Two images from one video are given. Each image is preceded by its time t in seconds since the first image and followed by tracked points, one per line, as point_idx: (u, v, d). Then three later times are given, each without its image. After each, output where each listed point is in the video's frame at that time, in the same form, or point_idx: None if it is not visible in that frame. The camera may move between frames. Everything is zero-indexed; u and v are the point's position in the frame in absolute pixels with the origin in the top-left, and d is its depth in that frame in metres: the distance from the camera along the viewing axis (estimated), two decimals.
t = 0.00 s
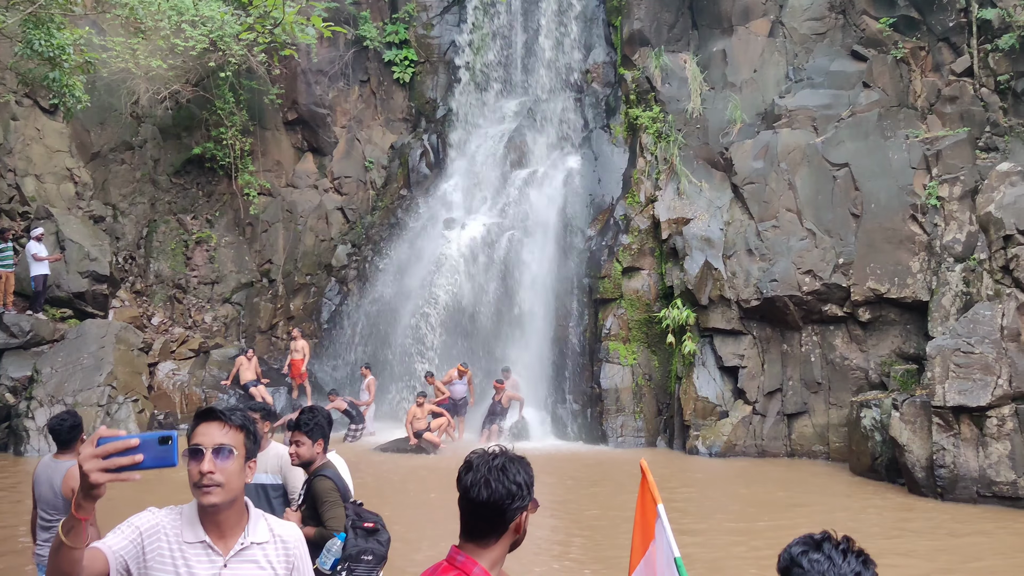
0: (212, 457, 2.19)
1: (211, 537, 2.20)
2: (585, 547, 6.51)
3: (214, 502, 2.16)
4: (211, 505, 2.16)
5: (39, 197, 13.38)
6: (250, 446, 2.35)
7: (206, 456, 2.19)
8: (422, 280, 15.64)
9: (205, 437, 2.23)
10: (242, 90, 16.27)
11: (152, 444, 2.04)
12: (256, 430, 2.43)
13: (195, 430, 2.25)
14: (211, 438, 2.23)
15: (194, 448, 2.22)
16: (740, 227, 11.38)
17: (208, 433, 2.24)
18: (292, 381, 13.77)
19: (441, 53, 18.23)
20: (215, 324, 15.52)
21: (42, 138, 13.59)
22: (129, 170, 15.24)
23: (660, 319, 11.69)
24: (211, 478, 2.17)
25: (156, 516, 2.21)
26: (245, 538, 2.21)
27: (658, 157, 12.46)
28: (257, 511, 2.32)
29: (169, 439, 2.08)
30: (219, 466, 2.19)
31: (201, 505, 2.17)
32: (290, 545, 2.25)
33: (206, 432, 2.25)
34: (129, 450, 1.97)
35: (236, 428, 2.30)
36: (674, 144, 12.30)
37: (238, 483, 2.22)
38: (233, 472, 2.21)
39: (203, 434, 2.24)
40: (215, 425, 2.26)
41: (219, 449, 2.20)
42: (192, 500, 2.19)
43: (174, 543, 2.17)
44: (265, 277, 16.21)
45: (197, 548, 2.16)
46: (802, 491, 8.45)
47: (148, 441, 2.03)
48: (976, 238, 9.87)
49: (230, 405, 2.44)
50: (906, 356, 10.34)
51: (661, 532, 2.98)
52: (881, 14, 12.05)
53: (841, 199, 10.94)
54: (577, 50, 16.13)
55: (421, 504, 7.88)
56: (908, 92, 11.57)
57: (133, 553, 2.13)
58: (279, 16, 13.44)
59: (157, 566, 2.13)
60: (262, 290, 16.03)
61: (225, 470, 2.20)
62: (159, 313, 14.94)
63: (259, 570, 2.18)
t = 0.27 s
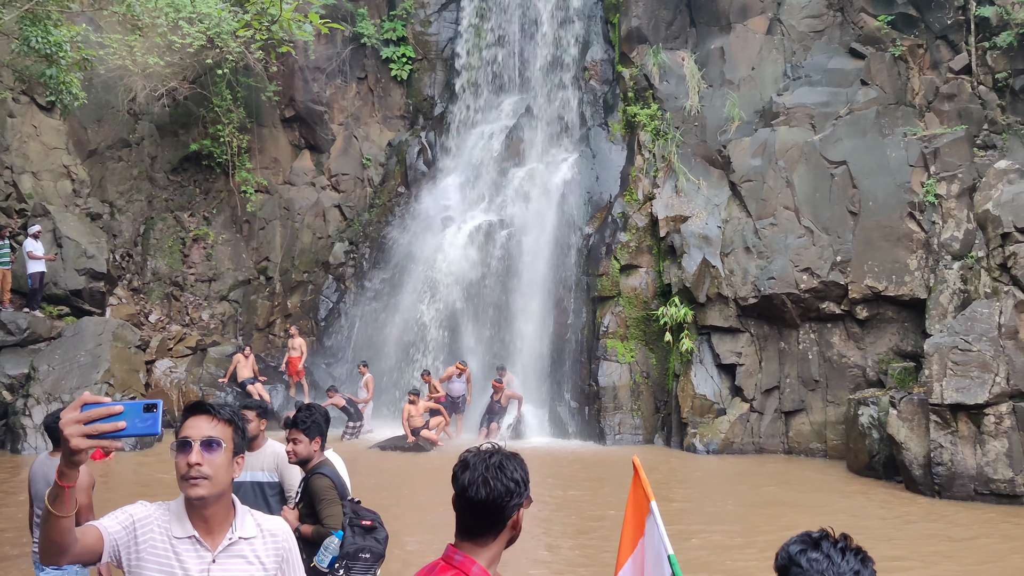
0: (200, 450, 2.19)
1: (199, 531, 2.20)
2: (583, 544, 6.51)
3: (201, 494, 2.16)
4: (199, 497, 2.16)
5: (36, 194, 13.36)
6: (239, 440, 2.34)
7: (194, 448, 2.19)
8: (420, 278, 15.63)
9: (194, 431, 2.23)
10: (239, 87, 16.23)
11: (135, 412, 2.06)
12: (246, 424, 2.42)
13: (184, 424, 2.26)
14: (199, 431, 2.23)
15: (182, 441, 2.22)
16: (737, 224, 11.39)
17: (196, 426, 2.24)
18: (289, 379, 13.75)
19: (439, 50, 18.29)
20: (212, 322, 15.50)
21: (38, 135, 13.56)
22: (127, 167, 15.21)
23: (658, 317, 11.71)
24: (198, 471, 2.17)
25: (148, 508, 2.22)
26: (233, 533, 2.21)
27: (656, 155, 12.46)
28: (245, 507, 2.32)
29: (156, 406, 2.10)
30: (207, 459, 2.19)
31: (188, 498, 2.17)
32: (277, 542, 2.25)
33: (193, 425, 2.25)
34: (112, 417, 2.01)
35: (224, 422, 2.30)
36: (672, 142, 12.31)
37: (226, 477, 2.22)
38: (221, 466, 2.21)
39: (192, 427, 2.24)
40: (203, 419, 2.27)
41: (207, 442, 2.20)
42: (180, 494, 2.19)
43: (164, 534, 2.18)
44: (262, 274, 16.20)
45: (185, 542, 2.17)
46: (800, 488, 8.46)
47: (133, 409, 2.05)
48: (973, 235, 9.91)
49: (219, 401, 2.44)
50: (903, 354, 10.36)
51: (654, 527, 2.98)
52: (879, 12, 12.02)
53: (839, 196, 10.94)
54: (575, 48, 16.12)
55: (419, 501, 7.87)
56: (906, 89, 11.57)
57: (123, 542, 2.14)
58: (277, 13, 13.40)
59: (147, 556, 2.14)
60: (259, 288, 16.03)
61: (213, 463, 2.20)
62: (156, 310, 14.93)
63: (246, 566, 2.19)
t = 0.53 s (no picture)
0: (197, 444, 2.18)
1: (194, 525, 2.20)
2: (580, 540, 6.53)
3: (197, 488, 2.15)
4: (195, 491, 2.15)
5: (32, 190, 13.29)
6: (233, 435, 2.34)
7: (190, 442, 2.17)
8: (416, 274, 15.64)
9: (190, 424, 2.22)
10: (236, 83, 16.17)
11: (134, 402, 2.08)
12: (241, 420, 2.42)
13: (180, 417, 2.24)
14: (196, 425, 2.22)
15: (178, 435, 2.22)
16: (735, 221, 11.40)
17: (192, 419, 2.24)
18: (287, 375, 13.74)
19: (436, 46, 18.15)
20: (209, 318, 15.50)
21: (35, 131, 13.51)
22: (123, 163, 15.16)
23: (655, 314, 11.73)
24: (195, 464, 2.17)
25: (143, 500, 2.22)
26: (228, 527, 2.21)
27: (653, 151, 12.47)
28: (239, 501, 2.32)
29: (152, 398, 2.14)
30: (203, 453, 2.19)
31: (184, 491, 2.16)
32: (273, 535, 2.26)
33: (189, 419, 2.25)
34: (111, 407, 1.99)
35: (220, 416, 2.29)
36: (669, 139, 12.31)
37: (222, 471, 2.22)
38: (217, 460, 2.21)
39: (188, 420, 2.23)
40: (199, 413, 2.26)
41: (204, 435, 2.19)
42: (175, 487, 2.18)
43: (161, 527, 2.18)
44: (259, 270, 16.18)
45: (181, 536, 2.17)
46: (796, 484, 8.49)
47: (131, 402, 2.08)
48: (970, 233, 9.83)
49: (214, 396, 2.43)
50: (900, 351, 10.38)
51: (648, 519, 2.96)
52: (876, 9, 12.00)
53: (836, 193, 10.95)
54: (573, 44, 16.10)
55: (416, 498, 7.88)
56: (903, 87, 11.56)
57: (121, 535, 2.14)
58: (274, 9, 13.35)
59: (145, 547, 2.14)
60: (256, 284, 16.09)
61: (210, 457, 2.19)
62: (154, 306, 14.92)
63: (241, 560, 2.19)
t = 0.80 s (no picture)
0: (199, 448, 2.18)
1: (194, 522, 2.20)
2: (576, 538, 6.54)
3: (198, 491, 2.15)
4: (196, 493, 2.15)
5: (27, 186, 13.22)
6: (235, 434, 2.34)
7: (193, 445, 2.17)
8: (412, 271, 15.62)
9: (192, 427, 2.21)
10: (232, 80, 16.12)
11: (152, 447, 1.90)
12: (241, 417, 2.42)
13: (181, 419, 2.23)
14: (198, 428, 2.21)
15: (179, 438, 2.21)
16: (731, 219, 11.42)
17: (193, 422, 2.23)
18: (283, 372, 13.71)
19: (433, 43, 18.12)
20: (204, 315, 15.48)
21: (30, 127, 13.44)
22: (119, 160, 15.10)
23: (651, 312, 11.73)
24: (197, 468, 2.16)
25: (142, 500, 2.21)
26: (227, 524, 2.21)
27: (650, 149, 12.46)
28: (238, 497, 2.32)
29: (170, 442, 1.94)
30: (205, 456, 2.18)
31: (185, 493, 2.16)
32: (272, 530, 2.26)
33: (190, 421, 2.24)
34: (127, 450, 1.82)
35: (221, 417, 2.29)
36: (666, 136, 12.31)
37: (222, 472, 2.22)
38: (218, 462, 2.21)
39: (190, 422, 2.23)
40: (201, 414, 2.25)
41: (206, 439, 2.18)
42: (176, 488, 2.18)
43: (159, 526, 2.18)
44: (255, 267, 16.16)
45: (179, 533, 2.17)
46: (792, 482, 8.52)
47: (146, 446, 1.89)
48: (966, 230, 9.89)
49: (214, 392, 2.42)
50: (895, 349, 10.40)
51: (644, 512, 2.96)
52: (873, 7, 12.03)
53: (832, 192, 10.97)
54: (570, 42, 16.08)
55: (412, 495, 7.89)
56: (899, 85, 11.58)
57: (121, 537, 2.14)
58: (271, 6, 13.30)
59: (145, 548, 2.15)
60: (252, 281, 16.06)
61: (211, 460, 2.19)
62: (149, 304, 14.89)
63: (241, 555, 2.19)
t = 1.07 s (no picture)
0: (185, 463, 2.19)
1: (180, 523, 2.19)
2: (570, 536, 6.55)
3: (187, 503, 2.17)
4: (184, 505, 2.17)
5: (18, 183, 13.17)
6: (220, 439, 2.34)
7: (180, 461, 2.19)
8: (406, 269, 15.56)
9: (175, 440, 2.22)
10: (225, 77, 16.08)
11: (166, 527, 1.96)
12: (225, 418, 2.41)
13: (165, 434, 2.23)
14: (182, 441, 2.22)
15: (164, 451, 2.21)
16: (724, 218, 11.45)
17: (176, 438, 2.22)
18: (276, 371, 13.68)
19: (427, 41, 18.10)
20: (197, 313, 15.44)
21: (22, 124, 13.42)
22: (111, 157, 15.06)
23: (645, 310, 11.74)
24: (183, 482, 2.18)
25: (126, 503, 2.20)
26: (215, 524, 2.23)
27: (644, 148, 12.46)
28: (228, 495, 2.34)
29: (186, 523, 2.00)
30: (191, 470, 2.19)
31: (173, 504, 2.18)
32: (258, 531, 2.30)
33: (174, 435, 2.24)
34: (143, 535, 1.92)
35: (206, 427, 2.29)
36: (660, 135, 12.33)
37: (210, 481, 2.24)
38: (206, 474, 2.22)
39: (173, 436, 2.23)
40: (184, 428, 2.25)
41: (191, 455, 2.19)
42: (162, 497, 2.19)
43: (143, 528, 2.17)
44: (248, 265, 16.12)
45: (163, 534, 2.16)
46: (785, 480, 8.56)
47: (161, 527, 1.96)
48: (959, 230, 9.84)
49: (198, 397, 2.42)
50: (888, 347, 10.43)
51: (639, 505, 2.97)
52: (867, 6, 12.08)
53: (825, 190, 11.01)
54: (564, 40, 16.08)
55: (406, 493, 7.89)
56: (892, 84, 11.60)
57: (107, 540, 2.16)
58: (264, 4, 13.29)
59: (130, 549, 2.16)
60: (244, 279, 16.04)
61: (197, 473, 2.20)
62: (141, 301, 14.90)
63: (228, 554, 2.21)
